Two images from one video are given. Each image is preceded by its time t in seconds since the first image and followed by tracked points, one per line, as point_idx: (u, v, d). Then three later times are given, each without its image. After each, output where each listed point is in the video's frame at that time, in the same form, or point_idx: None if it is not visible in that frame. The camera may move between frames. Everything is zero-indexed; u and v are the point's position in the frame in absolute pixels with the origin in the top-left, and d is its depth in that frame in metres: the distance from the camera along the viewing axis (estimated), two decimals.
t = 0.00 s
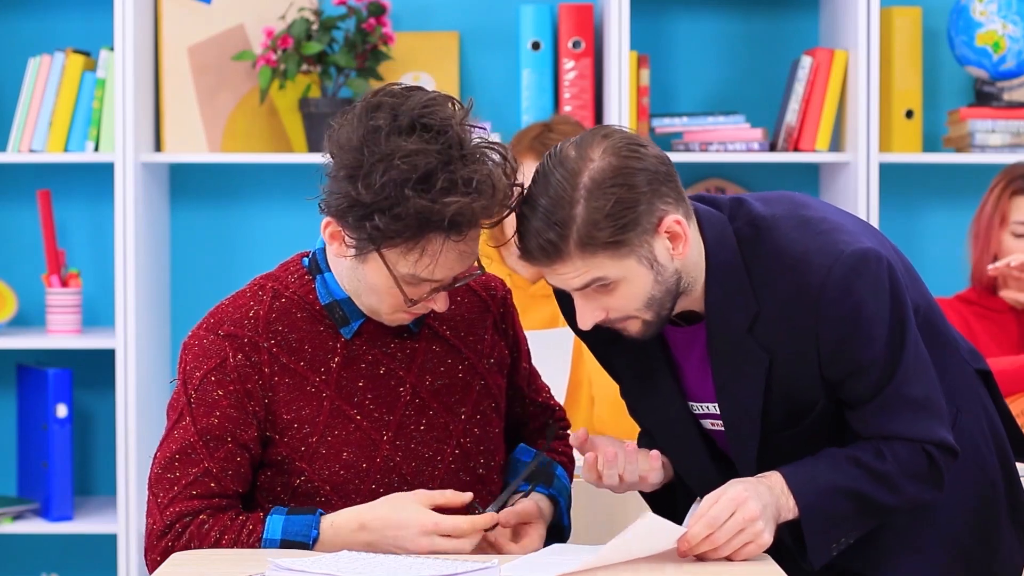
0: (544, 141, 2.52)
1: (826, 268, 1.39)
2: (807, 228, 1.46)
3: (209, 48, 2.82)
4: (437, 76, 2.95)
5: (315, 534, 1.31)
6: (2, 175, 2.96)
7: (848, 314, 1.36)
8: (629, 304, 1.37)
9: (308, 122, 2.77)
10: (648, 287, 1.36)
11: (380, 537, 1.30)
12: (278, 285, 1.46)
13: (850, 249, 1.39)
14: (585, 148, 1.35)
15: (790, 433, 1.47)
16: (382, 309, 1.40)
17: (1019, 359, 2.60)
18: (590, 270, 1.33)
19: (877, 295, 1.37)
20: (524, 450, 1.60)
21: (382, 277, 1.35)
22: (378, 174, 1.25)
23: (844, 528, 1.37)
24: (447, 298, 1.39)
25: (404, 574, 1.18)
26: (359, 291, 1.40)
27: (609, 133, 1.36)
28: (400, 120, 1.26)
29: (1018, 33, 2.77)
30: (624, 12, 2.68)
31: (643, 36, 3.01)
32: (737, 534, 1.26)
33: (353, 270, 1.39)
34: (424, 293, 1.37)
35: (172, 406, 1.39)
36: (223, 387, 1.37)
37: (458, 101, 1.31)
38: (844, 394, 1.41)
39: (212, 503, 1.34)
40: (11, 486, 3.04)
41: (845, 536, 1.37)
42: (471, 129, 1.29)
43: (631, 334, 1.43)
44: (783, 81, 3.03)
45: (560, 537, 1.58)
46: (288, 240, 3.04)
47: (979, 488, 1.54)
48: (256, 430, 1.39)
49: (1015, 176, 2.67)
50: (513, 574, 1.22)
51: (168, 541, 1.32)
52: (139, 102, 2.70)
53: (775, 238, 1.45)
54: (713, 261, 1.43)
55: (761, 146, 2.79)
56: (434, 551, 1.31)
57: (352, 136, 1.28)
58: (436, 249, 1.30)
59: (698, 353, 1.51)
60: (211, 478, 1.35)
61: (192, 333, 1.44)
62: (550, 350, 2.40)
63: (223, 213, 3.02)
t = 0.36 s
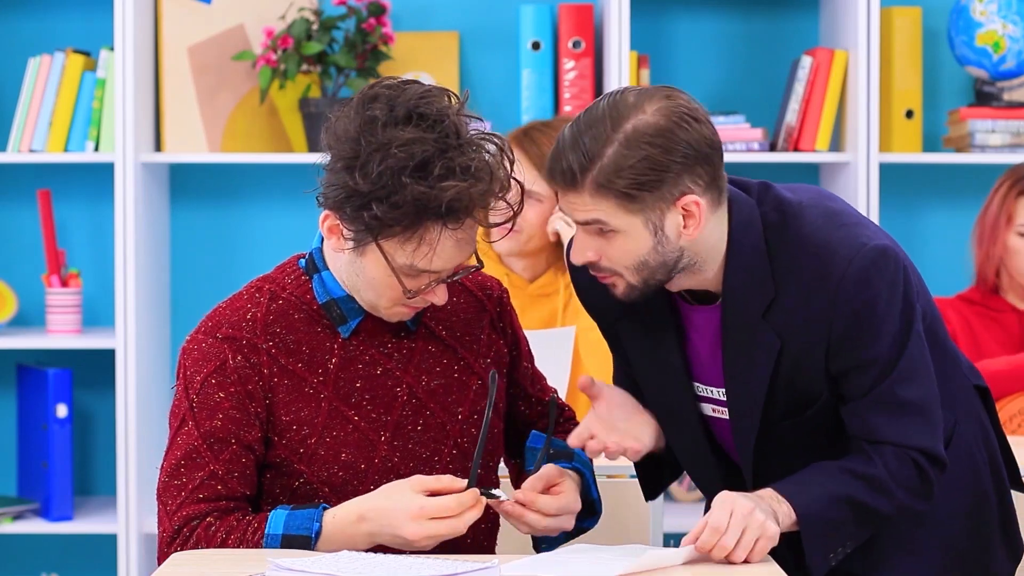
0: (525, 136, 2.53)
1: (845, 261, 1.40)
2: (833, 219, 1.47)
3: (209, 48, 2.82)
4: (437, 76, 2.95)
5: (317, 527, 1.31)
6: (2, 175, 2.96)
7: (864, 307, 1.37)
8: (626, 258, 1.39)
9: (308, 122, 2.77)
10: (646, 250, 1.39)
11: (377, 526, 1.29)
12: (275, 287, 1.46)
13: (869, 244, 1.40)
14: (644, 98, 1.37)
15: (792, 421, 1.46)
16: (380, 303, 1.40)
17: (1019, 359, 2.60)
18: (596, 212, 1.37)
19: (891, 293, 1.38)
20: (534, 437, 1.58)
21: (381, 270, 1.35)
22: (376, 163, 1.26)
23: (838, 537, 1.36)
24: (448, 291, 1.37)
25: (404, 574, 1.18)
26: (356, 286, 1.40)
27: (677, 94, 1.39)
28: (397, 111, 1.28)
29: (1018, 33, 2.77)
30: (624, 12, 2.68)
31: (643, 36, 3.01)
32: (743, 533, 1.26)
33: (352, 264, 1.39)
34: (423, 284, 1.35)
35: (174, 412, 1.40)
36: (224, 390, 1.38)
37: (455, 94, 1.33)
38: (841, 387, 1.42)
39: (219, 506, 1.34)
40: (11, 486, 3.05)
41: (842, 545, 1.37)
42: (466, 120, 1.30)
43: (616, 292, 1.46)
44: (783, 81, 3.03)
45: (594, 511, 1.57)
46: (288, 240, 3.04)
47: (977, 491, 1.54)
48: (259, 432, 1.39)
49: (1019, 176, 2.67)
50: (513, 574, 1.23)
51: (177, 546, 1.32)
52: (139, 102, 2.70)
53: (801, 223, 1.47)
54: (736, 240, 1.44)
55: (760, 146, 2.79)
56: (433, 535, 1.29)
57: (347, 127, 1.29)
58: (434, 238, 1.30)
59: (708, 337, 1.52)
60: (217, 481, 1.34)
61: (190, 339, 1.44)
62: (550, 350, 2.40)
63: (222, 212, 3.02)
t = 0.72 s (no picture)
0: (531, 142, 2.55)
1: (870, 245, 1.40)
2: (865, 202, 1.47)
3: (208, 48, 2.82)
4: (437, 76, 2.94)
5: (314, 516, 1.32)
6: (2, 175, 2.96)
7: (885, 291, 1.38)
8: (653, 209, 1.41)
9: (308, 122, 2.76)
10: (671, 202, 1.41)
11: (363, 510, 1.29)
12: (275, 287, 1.46)
13: (897, 229, 1.41)
14: (694, 54, 1.39)
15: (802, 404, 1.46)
16: (378, 293, 1.39)
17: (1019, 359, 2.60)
18: (626, 155, 1.39)
19: (912, 282, 1.39)
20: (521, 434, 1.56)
21: (376, 256, 1.34)
22: (364, 142, 1.27)
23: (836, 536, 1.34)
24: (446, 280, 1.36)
25: (404, 574, 1.18)
26: (353, 277, 1.40)
27: (725, 53, 1.40)
28: (386, 93, 1.29)
29: (1018, 33, 2.77)
30: (624, 12, 2.68)
31: (644, 36, 3.01)
32: (739, 533, 1.25)
33: (349, 254, 1.38)
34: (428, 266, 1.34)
35: (177, 414, 1.40)
36: (224, 390, 1.38)
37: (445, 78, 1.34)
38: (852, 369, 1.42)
39: (222, 506, 1.34)
40: (11, 485, 3.05)
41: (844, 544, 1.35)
42: (454, 101, 1.32)
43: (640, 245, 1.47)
44: (783, 81, 3.03)
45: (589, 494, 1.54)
46: (287, 240, 3.04)
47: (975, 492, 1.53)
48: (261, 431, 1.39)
49: None
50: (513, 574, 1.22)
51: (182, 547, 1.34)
52: (139, 102, 2.70)
53: (833, 204, 1.46)
54: (764, 217, 1.45)
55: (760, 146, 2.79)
56: (415, 506, 1.28)
57: (337, 109, 1.30)
58: (425, 217, 1.30)
59: (728, 310, 1.54)
60: (221, 481, 1.35)
61: (191, 339, 1.45)
62: (550, 351, 2.40)
63: (222, 212, 3.02)
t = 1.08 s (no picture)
0: (534, 142, 2.56)
1: (891, 232, 1.43)
2: (882, 190, 1.51)
3: (209, 48, 2.82)
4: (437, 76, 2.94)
5: (305, 509, 1.32)
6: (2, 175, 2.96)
7: (906, 278, 1.41)
8: (686, 201, 1.43)
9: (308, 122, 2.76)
10: (706, 189, 1.43)
11: (355, 499, 1.28)
12: (279, 287, 1.46)
13: (914, 216, 1.44)
14: (694, 42, 1.45)
15: (818, 392, 1.48)
16: (379, 287, 1.39)
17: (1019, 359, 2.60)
18: (657, 147, 1.41)
19: (932, 266, 1.43)
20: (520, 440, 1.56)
21: (375, 248, 1.34)
22: (363, 132, 1.28)
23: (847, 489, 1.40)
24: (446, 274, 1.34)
25: (404, 574, 1.18)
26: (355, 270, 1.40)
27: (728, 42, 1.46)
28: (388, 86, 1.31)
29: (1018, 33, 2.77)
30: (625, 12, 2.68)
31: (644, 36, 3.01)
32: (739, 424, 1.33)
33: (351, 246, 1.39)
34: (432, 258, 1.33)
35: (178, 412, 1.41)
36: (224, 388, 1.38)
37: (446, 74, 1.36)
38: (874, 357, 1.45)
39: (220, 503, 1.35)
40: (11, 485, 3.05)
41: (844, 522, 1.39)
42: (456, 93, 1.33)
43: (674, 243, 1.49)
44: (783, 81, 3.03)
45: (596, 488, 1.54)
46: (287, 240, 3.04)
47: (975, 491, 1.54)
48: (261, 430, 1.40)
49: None
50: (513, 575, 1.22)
51: (180, 543, 1.34)
52: (139, 102, 2.70)
53: (849, 190, 1.50)
54: (781, 205, 1.48)
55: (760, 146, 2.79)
56: (401, 490, 1.26)
57: (338, 104, 1.32)
58: (423, 206, 1.29)
59: (742, 300, 1.55)
60: (220, 479, 1.35)
61: (194, 335, 1.45)
62: (550, 350, 2.40)
63: (222, 213, 3.02)
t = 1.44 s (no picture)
0: (534, 141, 2.55)
1: (897, 229, 1.44)
2: (887, 190, 1.52)
3: (209, 48, 2.82)
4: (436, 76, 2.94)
5: (299, 508, 1.31)
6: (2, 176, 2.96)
7: (914, 275, 1.42)
8: (696, 197, 1.44)
9: (308, 122, 2.76)
10: (716, 187, 1.44)
11: (355, 503, 1.26)
12: (281, 285, 1.46)
13: (920, 215, 1.46)
14: (705, 40, 1.46)
15: (824, 392, 1.48)
16: (377, 281, 1.38)
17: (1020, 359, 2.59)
18: (666, 147, 1.43)
19: (941, 263, 1.44)
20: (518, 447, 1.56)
21: (372, 241, 1.34)
22: (364, 124, 1.29)
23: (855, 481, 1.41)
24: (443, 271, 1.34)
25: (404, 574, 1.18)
26: (354, 265, 1.40)
27: (738, 42, 1.47)
28: (390, 78, 1.31)
29: (1018, 33, 2.77)
30: (625, 12, 2.68)
31: (644, 36, 3.01)
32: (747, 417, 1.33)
33: (349, 240, 1.38)
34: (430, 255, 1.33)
35: (180, 410, 1.41)
36: (226, 386, 1.38)
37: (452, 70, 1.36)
38: (882, 357, 1.46)
39: (220, 500, 1.34)
40: (12, 486, 3.05)
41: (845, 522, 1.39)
42: (460, 88, 1.33)
43: (680, 242, 1.49)
44: (783, 81, 3.03)
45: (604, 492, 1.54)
46: (287, 240, 3.04)
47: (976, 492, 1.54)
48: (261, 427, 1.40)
49: None
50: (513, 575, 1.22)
51: (181, 541, 1.34)
52: (139, 102, 2.70)
53: (854, 191, 1.51)
54: (785, 203, 1.49)
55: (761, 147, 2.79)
56: (410, 493, 1.26)
57: (341, 95, 1.32)
58: (420, 201, 1.29)
59: (746, 301, 1.55)
60: (220, 476, 1.35)
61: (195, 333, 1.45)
62: (551, 350, 2.40)
63: (222, 213, 3.02)
